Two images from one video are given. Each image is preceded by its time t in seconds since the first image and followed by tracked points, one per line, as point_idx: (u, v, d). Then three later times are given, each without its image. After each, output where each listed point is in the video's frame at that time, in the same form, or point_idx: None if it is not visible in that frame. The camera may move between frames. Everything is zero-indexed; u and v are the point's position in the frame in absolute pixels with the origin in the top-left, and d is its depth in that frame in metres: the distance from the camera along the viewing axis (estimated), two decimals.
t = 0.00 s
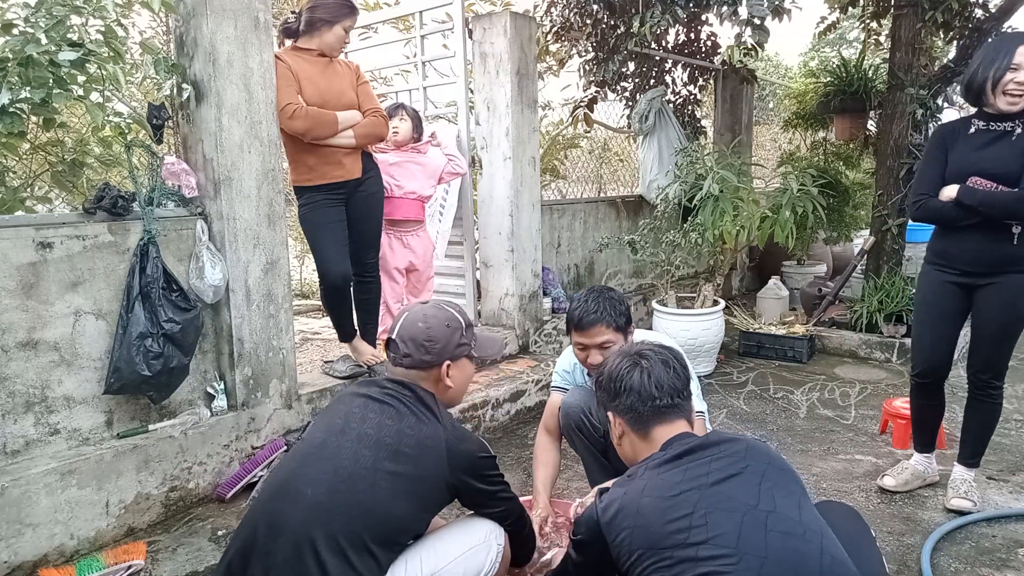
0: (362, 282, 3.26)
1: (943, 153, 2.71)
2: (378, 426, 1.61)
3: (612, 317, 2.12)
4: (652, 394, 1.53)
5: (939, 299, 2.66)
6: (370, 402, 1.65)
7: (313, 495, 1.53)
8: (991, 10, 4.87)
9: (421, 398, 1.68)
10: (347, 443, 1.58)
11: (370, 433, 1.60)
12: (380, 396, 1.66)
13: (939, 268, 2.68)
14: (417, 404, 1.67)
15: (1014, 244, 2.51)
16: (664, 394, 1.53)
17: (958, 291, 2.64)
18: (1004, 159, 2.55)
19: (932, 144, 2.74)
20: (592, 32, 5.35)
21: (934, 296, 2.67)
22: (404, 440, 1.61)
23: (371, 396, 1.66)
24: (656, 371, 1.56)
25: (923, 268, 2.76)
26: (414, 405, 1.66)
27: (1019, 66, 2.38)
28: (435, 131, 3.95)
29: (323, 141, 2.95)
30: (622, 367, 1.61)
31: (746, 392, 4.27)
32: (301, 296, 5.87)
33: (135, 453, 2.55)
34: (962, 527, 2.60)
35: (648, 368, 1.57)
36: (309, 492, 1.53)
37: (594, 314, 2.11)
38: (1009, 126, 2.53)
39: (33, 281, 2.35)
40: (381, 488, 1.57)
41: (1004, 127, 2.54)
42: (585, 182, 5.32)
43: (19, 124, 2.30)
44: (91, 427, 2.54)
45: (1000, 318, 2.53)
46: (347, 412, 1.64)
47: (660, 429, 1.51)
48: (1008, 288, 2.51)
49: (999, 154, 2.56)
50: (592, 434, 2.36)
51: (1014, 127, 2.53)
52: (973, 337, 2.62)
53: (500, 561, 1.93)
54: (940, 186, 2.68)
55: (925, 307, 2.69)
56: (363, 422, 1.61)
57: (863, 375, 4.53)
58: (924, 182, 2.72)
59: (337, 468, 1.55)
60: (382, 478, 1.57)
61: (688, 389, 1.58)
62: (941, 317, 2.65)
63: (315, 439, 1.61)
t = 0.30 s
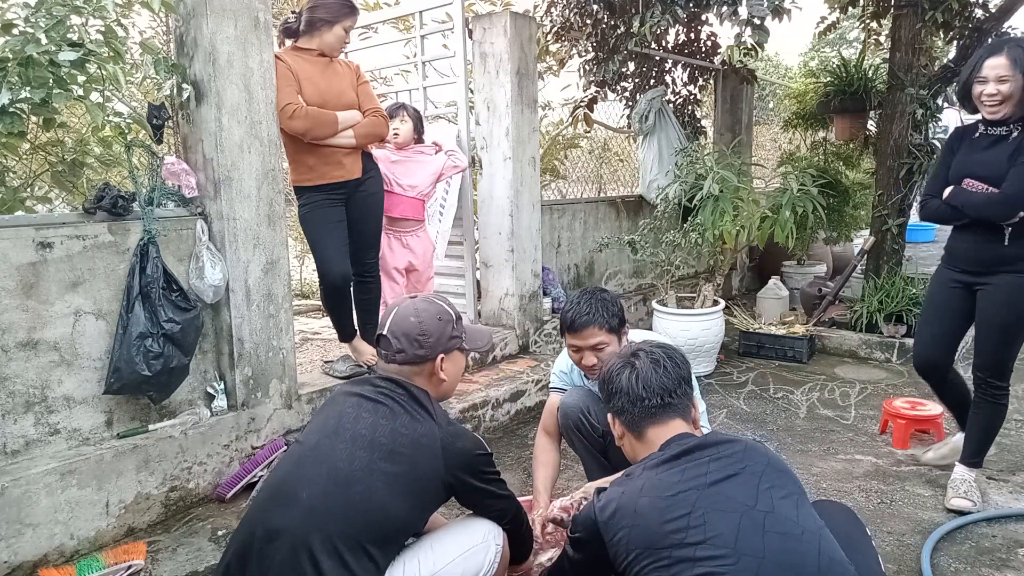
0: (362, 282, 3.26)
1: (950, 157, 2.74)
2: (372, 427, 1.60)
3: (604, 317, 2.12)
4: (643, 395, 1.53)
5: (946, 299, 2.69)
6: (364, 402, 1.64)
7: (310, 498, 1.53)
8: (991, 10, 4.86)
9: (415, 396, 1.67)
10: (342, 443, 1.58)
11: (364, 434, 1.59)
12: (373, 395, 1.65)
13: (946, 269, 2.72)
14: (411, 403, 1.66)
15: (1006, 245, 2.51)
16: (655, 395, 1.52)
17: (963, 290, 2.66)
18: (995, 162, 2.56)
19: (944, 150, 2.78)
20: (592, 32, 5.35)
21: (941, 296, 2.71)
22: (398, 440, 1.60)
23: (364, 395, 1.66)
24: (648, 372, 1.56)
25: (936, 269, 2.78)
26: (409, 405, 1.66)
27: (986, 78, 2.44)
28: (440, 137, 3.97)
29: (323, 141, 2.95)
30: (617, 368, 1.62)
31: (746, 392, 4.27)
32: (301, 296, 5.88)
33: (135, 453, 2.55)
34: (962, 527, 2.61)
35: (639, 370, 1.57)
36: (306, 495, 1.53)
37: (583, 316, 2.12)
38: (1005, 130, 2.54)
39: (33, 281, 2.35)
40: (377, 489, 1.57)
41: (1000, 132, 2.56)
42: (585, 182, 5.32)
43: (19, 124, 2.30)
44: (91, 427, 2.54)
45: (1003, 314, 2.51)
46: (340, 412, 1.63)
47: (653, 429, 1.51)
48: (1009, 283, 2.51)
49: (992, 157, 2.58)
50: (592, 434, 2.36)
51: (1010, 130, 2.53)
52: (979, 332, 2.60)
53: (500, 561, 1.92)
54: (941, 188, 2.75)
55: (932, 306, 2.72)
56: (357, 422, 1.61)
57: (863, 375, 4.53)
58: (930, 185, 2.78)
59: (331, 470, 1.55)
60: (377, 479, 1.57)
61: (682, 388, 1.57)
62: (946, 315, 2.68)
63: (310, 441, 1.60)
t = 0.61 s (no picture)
0: (362, 282, 3.26)
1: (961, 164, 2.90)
2: (368, 428, 1.60)
3: (600, 319, 2.12)
4: (642, 394, 1.53)
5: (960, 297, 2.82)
6: (359, 403, 1.64)
7: (307, 500, 1.52)
8: (991, 10, 4.85)
9: (411, 397, 1.67)
10: (338, 445, 1.58)
11: (361, 435, 1.59)
12: (369, 396, 1.66)
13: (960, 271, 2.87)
14: (407, 403, 1.66)
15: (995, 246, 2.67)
16: (655, 393, 1.52)
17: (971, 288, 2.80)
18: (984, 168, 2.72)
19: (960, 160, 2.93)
20: (592, 32, 5.34)
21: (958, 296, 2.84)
22: (395, 441, 1.60)
23: (360, 396, 1.66)
24: (647, 371, 1.56)
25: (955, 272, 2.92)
26: (405, 405, 1.65)
27: (970, 90, 2.58)
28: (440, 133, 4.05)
29: (323, 141, 2.96)
30: (616, 369, 1.62)
31: (746, 392, 4.27)
32: (301, 296, 5.87)
33: (135, 453, 2.55)
34: (962, 527, 2.61)
35: (638, 369, 1.57)
36: (302, 498, 1.53)
37: (577, 316, 2.12)
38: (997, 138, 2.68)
39: (33, 281, 2.35)
40: (373, 490, 1.56)
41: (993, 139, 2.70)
42: (585, 182, 5.32)
43: (19, 124, 2.30)
44: (92, 427, 2.54)
45: (1003, 308, 2.59)
46: (336, 414, 1.63)
47: (655, 429, 1.51)
48: (1008, 281, 2.61)
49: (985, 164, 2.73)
50: (591, 434, 2.35)
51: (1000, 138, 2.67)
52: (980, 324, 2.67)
53: (498, 561, 1.92)
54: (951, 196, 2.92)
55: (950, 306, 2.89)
56: (353, 424, 1.61)
57: (863, 375, 4.53)
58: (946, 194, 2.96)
59: (327, 472, 1.55)
60: (374, 480, 1.57)
61: (683, 386, 1.57)
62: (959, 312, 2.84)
63: (307, 442, 1.60)
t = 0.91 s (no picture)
0: (362, 282, 3.26)
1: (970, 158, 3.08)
2: (366, 429, 1.60)
3: (595, 325, 2.11)
4: (664, 391, 1.53)
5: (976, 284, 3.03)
6: (357, 403, 1.64)
7: (305, 501, 1.53)
8: (991, 10, 4.84)
9: (409, 398, 1.67)
10: (335, 446, 1.58)
11: (359, 436, 1.59)
12: (366, 396, 1.65)
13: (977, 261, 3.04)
14: (405, 404, 1.66)
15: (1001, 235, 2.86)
16: (677, 391, 1.53)
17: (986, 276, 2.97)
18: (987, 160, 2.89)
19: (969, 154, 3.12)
20: (592, 32, 5.34)
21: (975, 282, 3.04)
22: (393, 441, 1.60)
23: (357, 396, 1.66)
24: (669, 369, 1.56)
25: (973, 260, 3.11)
26: (403, 406, 1.65)
27: (970, 87, 2.78)
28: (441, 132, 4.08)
29: (323, 141, 2.96)
30: (637, 366, 1.62)
31: (746, 392, 4.27)
32: (301, 296, 5.87)
33: (135, 453, 2.55)
34: (962, 527, 2.61)
35: (660, 367, 1.57)
36: (300, 499, 1.53)
37: (574, 319, 2.11)
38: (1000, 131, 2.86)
39: (33, 281, 2.35)
40: (371, 491, 1.56)
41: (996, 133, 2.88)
42: (585, 182, 5.32)
43: (19, 124, 2.30)
44: (92, 427, 2.54)
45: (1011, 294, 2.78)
46: (334, 414, 1.63)
47: (675, 426, 1.51)
48: (1012, 269, 2.81)
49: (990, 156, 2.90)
50: (590, 433, 2.36)
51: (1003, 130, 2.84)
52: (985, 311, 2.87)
53: (497, 560, 1.92)
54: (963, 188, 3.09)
55: (972, 294, 3.06)
56: (351, 425, 1.61)
57: (863, 375, 4.53)
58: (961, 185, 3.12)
59: (325, 473, 1.55)
60: (372, 481, 1.57)
61: (704, 387, 1.57)
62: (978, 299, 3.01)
63: (305, 443, 1.60)
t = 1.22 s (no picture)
0: (362, 282, 3.26)
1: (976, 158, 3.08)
2: (367, 430, 1.60)
3: (591, 330, 2.10)
4: (670, 388, 1.53)
5: (987, 285, 3.03)
6: (358, 404, 1.64)
7: (305, 502, 1.53)
8: (991, 10, 4.84)
9: (412, 400, 1.67)
10: (336, 447, 1.58)
11: (360, 437, 1.59)
12: (368, 397, 1.65)
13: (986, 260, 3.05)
14: (407, 405, 1.66)
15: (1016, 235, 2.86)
16: (683, 389, 1.53)
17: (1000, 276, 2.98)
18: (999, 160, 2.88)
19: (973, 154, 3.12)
20: (592, 32, 5.34)
21: (983, 282, 3.05)
22: (393, 442, 1.60)
23: (358, 397, 1.65)
24: (676, 367, 1.57)
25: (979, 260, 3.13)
26: (405, 407, 1.65)
27: (981, 84, 2.79)
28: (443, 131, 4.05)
29: (323, 141, 2.96)
30: (643, 364, 1.63)
31: (746, 392, 4.27)
32: (301, 296, 5.87)
33: (135, 453, 2.55)
34: (962, 527, 2.61)
35: (668, 365, 1.58)
36: (300, 499, 1.53)
37: (573, 322, 2.11)
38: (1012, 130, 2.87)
39: (33, 281, 2.35)
40: (371, 492, 1.56)
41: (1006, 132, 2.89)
42: (585, 182, 5.32)
43: (19, 124, 2.30)
44: (92, 427, 2.54)
45: None
46: (335, 415, 1.63)
47: (681, 424, 1.51)
48: None
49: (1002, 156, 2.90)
50: (595, 435, 2.36)
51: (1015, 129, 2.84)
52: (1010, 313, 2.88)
53: (497, 560, 1.92)
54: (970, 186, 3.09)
55: (980, 293, 3.07)
56: (352, 426, 1.60)
57: (863, 375, 4.53)
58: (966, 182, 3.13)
59: (325, 474, 1.55)
60: (372, 483, 1.57)
61: (711, 386, 1.57)
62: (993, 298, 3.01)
63: (305, 443, 1.60)
